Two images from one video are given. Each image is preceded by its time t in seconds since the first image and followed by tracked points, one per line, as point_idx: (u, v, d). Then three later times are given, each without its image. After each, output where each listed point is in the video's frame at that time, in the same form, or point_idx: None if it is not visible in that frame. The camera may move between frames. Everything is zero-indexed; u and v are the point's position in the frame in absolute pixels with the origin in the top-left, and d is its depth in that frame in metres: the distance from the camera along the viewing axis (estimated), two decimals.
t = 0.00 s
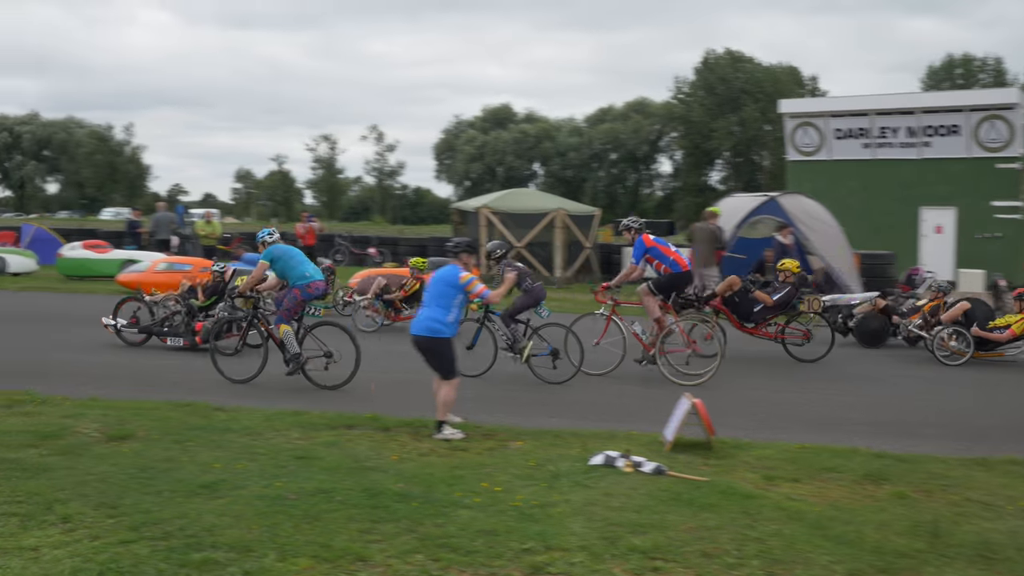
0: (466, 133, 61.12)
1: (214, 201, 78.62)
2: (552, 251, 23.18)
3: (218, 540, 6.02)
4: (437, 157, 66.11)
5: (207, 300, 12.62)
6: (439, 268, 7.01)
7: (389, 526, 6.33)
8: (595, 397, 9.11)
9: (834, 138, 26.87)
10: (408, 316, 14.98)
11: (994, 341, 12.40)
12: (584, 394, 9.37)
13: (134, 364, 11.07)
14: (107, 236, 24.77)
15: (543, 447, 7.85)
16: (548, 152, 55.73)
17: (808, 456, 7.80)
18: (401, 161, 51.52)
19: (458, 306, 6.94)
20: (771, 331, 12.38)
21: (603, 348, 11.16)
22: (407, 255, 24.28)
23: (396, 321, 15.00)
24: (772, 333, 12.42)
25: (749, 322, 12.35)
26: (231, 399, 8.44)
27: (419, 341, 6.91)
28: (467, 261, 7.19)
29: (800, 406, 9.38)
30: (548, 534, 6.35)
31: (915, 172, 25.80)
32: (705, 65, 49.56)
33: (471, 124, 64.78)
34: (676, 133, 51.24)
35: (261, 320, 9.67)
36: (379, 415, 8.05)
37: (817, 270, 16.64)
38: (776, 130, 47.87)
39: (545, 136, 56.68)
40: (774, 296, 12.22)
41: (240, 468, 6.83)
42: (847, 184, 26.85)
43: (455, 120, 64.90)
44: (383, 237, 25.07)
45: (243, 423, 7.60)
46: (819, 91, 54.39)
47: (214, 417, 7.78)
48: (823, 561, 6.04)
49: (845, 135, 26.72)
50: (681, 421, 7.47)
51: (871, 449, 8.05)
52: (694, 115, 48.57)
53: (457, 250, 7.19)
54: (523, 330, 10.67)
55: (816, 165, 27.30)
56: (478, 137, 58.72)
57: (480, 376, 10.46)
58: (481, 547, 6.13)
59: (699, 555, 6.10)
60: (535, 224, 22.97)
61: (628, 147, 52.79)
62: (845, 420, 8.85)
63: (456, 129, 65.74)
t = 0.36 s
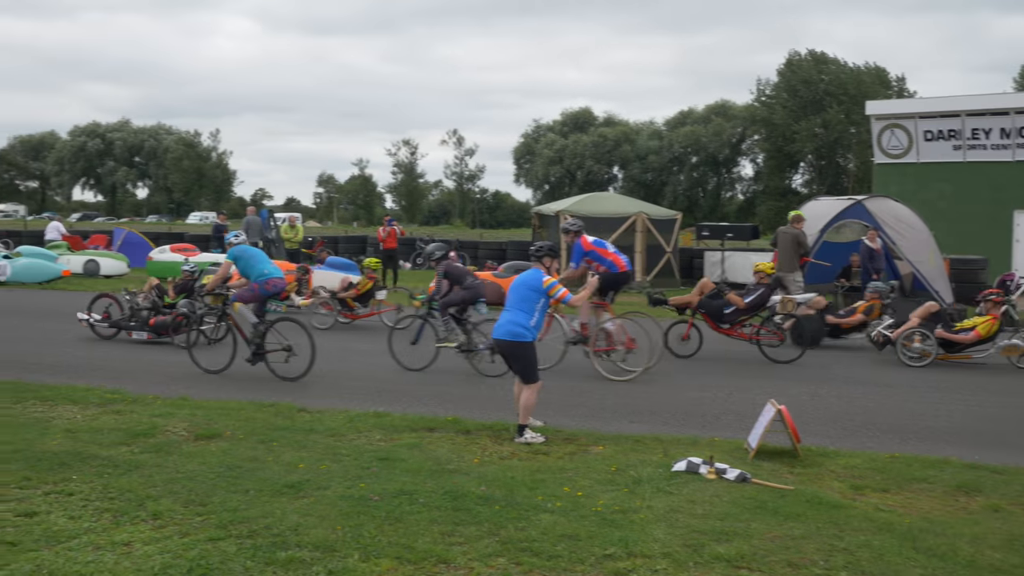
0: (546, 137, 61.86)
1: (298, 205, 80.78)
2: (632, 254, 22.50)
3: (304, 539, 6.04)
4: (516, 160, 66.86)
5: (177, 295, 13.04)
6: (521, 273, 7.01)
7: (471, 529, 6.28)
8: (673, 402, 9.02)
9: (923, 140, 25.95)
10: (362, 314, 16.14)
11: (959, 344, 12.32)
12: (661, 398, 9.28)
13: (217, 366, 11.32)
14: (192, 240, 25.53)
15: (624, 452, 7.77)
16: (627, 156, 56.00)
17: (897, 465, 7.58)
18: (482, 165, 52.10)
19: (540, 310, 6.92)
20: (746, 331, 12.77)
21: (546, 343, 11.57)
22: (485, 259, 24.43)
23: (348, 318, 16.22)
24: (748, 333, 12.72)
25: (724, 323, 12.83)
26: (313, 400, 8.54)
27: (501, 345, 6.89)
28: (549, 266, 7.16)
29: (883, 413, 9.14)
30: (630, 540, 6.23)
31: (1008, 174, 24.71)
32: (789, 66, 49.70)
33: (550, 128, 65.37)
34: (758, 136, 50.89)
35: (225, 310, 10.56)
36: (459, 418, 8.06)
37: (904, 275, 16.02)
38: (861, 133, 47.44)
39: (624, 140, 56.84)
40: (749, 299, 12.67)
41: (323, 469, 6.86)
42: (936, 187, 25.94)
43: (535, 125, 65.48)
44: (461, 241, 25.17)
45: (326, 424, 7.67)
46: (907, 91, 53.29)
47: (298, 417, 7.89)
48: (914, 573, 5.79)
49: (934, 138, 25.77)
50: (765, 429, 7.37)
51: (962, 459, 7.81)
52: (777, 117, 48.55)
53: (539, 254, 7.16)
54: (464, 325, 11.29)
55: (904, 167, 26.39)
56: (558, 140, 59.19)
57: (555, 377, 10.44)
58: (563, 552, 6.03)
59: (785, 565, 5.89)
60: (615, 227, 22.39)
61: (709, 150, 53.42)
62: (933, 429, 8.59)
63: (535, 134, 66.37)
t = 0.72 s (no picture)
0: (609, 137, 61.68)
1: (361, 206, 81.67)
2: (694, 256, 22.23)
3: (368, 538, 6.04)
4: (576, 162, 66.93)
5: (134, 290, 14.44)
6: (586, 274, 6.95)
7: (535, 531, 6.23)
8: (736, 406, 8.90)
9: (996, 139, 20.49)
10: (304, 309, 16.89)
11: (898, 341, 12.74)
12: (724, 400, 9.16)
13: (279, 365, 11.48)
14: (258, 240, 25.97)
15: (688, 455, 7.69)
16: (690, 156, 55.62)
17: (971, 473, 7.38)
18: (544, 167, 52.06)
19: (604, 312, 6.85)
20: (698, 328, 13.21)
21: (475, 337, 12.55)
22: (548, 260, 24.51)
23: (293, 312, 16.99)
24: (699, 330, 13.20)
25: (679, 319, 13.35)
26: (376, 400, 8.59)
27: (565, 347, 6.87)
28: (615, 266, 7.04)
29: (954, 420, 8.91)
30: (696, 544, 6.12)
31: None
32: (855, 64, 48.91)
33: (612, 129, 65.23)
34: (823, 136, 49.91)
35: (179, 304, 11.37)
36: (522, 419, 8.04)
37: (975, 277, 16.59)
38: (930, 133, 46.29)
39: (686, 140, 56.53)
40: (700, 295, 13.22)
41: (388, 468, 6.87)
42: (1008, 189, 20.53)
43: (597, 126, 65.44)
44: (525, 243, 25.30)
45: (391, 424, 7.70)
46: (979, 89, 51.61)
47: (363, 416, 7.93)
48: None
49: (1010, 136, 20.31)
50: (833, 433, 7.25)
51: None
52: (843, 116, 47.72)
53: (605, 254, 7.04)
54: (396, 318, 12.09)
55: (974, 168, 20.85)
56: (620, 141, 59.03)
57: (616, 378, 10.37)
58: (628, 555, 5.94)
59: (855, 572, 5.73)
60: (677, 228, 22.07)
61: (773, 151, 52.40)
62: (1007, 437, 8.33)
63: (597, 134, 66.10)
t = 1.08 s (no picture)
0: (665, 138, 61.22)
1: (419, 207, 82.12)
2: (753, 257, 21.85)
3: (428, 537, 6.02)
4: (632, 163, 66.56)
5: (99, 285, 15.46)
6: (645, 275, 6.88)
7: (593, 533, 6.16)
8: (792, 411, 8.77)
9: None
10: (250, 302, 18.27)
11: (827, 335, 13.11)
12: (780, 404, 9.04)
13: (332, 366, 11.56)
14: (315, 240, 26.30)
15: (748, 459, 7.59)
16: (747, 157, 54.78)
17: None
18: (599, 168, 52.13)
19: (664, 314, 6.78)
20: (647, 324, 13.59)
21: (406, 329, 12.99)
22: (604, 261, 24.43)
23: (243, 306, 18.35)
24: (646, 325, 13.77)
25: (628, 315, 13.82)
26: (431, 400, 8.61)
27: (624, 349, 6.82)
28: (675, 268, 6.96)
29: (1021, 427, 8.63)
30: (757, 550, 5.99)
31: None
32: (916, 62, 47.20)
33: (669, 129, 64.61)
34: (884, 136, 48.34)
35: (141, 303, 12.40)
36: (579, 421, 8.01)
37: None
38: (997, 133, 44.45)
39: (744, 141, 55.68)
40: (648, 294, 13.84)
41: (446, 469, 6.87)
42: None
43: (653, 127, 64.89)
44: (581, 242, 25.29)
45: (448, 424, 7.71)
46: None
47: (421, 416, 7.94)
48: None
49: None
50: (896, 438, 7.11)
51: None
52: (904, 116, 46.10)
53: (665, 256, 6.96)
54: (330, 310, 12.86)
55: None
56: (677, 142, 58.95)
57: (672, 379, 10.29)
58: (688, 559, 5.83)
59: None
60: (735, 229, 21.78)
61: (833, 151, 51.24)
62: None
63: (654, 135, 65.78)
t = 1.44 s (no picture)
0: (714, 138, 60.60)
1: (469, 210, 82.38)
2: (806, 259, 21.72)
3: (480, 539, 6.00)
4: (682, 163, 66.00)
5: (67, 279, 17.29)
6: (699, 277, 6.83)
7: (645, 536, 6.09)
8: (843, 416, 8.64)
9: None
10: (199, 297, 19.30)
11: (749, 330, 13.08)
12: (830, 408, 8.92)
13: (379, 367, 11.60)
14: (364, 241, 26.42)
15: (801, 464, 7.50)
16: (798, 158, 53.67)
17: None
18: (648, 169, 52.08)
19: (718, 316, 6.71)
20: (593, 319, 14.09)
21: (344, 320, 14.17)
22: (654, 262, 24.28)
23: (193, 301, 19.50)
24: (592, 321, 14.08)
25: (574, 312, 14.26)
26: (481, 402, 8.60)
27: (676, 351, 6.77)
28: (729, 269, 6.89)
29: None
30: (811, 555, 5.88)
31: None
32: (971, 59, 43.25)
33: (719, 129, 63.48)
34: (938, 137, 46.08)
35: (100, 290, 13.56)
36: (631, 423, 7.97)
37: None
38: None
39: (796, 142, 54.46)
40: (590, 288, 14.06)
41: (497, 470, 6.85)
42: None
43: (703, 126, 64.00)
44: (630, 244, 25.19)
45: (499, 425, 7.71)
46: None
47: (472, 418, 7.95)
48: None
49: None
50: (954, 444, 6.97)
51: None
52: (959, 116, 42.76)
53: (719, 258, 6.89)
54: (272, 303, 14.01)
55: None
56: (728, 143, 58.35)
57: (721, 382, 10.20)
58: (741, 564, 5.74)
59: None
60: (787, 231, 21.59)
61: (886, 151, 49.26)
62: None
63: (703, 136, 64.92)
